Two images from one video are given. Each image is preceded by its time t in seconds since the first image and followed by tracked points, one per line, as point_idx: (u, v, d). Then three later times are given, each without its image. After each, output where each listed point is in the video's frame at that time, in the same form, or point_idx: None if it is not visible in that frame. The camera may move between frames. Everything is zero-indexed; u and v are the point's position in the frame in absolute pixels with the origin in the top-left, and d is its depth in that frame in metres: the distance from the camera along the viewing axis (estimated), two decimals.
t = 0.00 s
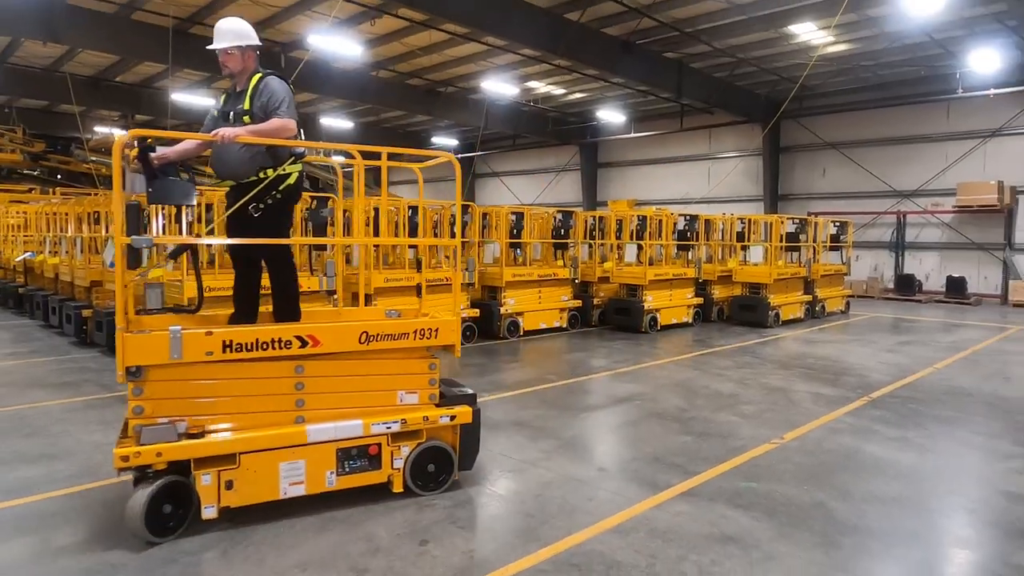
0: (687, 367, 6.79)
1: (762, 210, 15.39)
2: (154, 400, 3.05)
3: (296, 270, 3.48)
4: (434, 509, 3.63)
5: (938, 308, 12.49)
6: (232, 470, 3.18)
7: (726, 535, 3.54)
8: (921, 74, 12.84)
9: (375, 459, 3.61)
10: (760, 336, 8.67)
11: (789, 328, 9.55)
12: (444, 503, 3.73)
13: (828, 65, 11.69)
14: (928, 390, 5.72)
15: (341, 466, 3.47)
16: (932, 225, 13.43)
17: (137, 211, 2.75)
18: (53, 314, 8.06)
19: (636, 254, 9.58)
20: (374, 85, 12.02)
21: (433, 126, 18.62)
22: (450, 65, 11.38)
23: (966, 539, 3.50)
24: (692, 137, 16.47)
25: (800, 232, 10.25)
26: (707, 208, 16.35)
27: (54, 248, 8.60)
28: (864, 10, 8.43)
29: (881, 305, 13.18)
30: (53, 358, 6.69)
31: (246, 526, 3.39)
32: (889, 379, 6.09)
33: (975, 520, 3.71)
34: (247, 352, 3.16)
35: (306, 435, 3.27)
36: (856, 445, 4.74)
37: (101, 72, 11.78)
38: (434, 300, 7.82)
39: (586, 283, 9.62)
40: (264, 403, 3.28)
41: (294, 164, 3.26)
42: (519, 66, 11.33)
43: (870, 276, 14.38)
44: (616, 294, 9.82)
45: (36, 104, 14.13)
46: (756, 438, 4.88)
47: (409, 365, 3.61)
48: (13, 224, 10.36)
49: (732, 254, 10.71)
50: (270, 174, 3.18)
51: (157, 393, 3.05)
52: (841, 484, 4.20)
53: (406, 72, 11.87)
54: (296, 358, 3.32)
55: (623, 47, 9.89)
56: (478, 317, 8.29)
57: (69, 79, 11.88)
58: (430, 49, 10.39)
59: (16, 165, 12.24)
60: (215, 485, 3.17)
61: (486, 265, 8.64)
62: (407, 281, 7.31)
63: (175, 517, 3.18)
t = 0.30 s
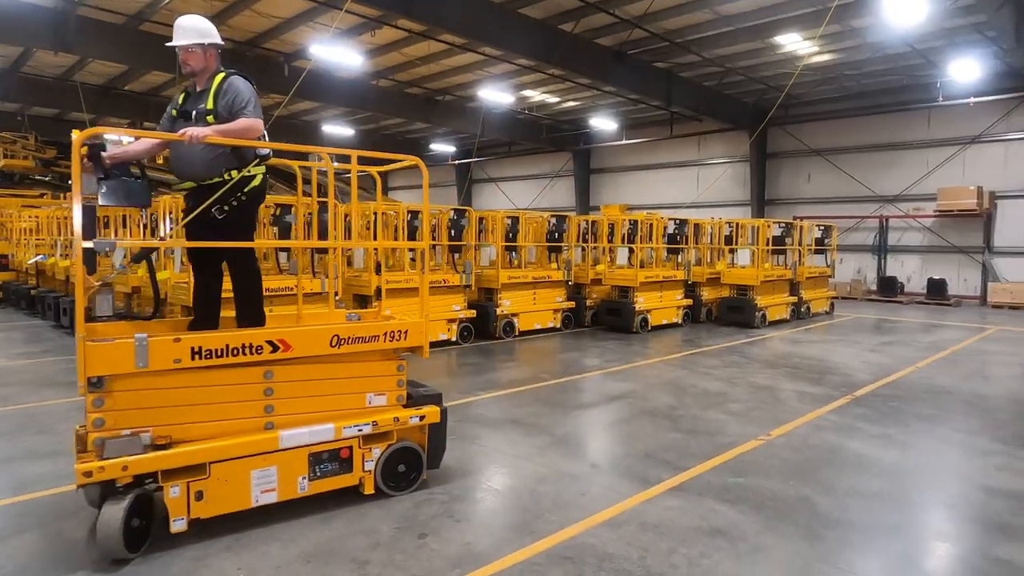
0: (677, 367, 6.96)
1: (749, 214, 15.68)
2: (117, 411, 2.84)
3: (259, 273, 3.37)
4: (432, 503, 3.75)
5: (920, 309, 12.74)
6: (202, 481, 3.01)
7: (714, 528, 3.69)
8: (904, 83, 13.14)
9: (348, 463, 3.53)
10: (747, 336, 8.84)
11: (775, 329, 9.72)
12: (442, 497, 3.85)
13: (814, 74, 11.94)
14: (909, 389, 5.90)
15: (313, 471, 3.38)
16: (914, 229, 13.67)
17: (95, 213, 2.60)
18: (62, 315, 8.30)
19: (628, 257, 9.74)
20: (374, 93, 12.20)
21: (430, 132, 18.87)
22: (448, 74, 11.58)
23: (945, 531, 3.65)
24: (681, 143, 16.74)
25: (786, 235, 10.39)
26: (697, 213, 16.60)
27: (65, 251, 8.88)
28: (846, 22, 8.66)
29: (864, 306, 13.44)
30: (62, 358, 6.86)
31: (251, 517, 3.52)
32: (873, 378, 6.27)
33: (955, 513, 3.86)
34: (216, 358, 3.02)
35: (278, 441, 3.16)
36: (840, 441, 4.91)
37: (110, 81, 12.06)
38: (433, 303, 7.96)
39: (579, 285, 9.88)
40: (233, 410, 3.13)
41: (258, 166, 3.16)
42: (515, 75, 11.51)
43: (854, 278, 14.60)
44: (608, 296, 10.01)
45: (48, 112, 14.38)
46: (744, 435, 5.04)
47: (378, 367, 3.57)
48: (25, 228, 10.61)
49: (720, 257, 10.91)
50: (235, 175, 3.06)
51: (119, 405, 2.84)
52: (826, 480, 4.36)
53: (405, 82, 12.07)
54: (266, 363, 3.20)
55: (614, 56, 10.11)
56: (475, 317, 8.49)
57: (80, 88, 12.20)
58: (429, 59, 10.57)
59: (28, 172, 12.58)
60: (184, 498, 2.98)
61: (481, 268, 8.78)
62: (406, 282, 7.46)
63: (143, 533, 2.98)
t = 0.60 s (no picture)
0: (667, 365, 7.15)
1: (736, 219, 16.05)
2: (103, 423, 2.69)
3: (237, 275, 3.31)
4: (430, 498, 3.91)
5: (901, 310, 12.99)
6: (193, 491, 2.91)
7: (703, 522, 3.83)
8: (886, 92, 13.47)
9: (333, 465, 3.52)
10: (734, 336, 9.05)
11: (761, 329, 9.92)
12: (440, 492, 4.01)
13: (799, 83, 12.22)
14: (891, 387, 6.10)
15: (301, 475, 3.34)
16: (895, 233, 13.96)
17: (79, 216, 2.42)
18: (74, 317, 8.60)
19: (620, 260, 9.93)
20: (374, 101, 12.42)
21: (428, 139, 19.21)
22: (445, 83, 11.80)
23: (925, 525, 3.79)
24: (671, 150, 17.10)
25: (772, 238, 10.55)
26: (687, 218, 16.94)
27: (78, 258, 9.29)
28: (830, 33, 8.90)
29: (847, 307, 13.75)
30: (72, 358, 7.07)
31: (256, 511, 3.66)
32: (856, 377, 6.47)
33: (936, 508, 4.01)
34: (205, 364, 2.92)
35: (268, 446, 3.11)
36: (825, 438, 5.08)
37: (118, 90, 12.34)
38: (430, 305, 8.12)
39: (572, 286, 9.97)
40: (219, 417, 3.05)
41: (238, 168, 3.09)
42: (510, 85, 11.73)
43: (837, 280, 14.96)
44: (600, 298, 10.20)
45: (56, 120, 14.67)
46: (731, 432, 5.22)
47: (358, 368, 3.58)
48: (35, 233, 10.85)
49: (707, 260, 11.15)
50: (216, 177, 2.99)
51: (104, 416, 2.69)
52: (811, 475, 4.51)
53: (404, 91, 12.30)
54: (253, 368, 3.13)
55: (606, 66, 10.32)
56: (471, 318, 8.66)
57: (90, 96, 12.47)
58: (428, 68, 10.78)
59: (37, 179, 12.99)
60: (175, 510, 2.87)
61: (477, 270, 8.95)
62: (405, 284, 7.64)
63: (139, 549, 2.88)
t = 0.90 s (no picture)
0: (658, 364, 7.36)
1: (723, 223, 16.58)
2: (104, 434, 2.55)
3: (230, 275, 3.20)
4: (428, 492, 4.08)
5: (882, 311, 13.43)
6: (199, 500, 2.82)
7: (691, 515, 3.98)
8: (868, 101, 13.94)
9: (327, 466, 3.54)
10: (722, 336, 9.35)
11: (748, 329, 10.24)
12: (438, 487, 4.17)
13: (784, 91, 12.63)
14: (872, 385, 6.33)
15: (299, 477, 3.33)
16: (876, 237, 14.47)
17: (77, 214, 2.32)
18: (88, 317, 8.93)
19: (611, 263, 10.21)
20: (375, 110, 12.68)
21: (427, 147, 19.63)
22: (443, 93, 12.07)
23: (905, 518, 3.94)
24: (661, 157, 17.57)
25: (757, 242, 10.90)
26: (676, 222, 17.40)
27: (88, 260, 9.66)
28: (814, 44, 9.24)
29: (830, 308, 14.26)
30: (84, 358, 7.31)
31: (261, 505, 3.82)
32: (839, 375, 6.70)
33: (915, 502, 4.17)
34: (211, 370, 2.81)
35: (269, 450, 3.08)
36: (809, 434, 5.27)
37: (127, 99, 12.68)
38: (429, 306, 8.32)
39: (565, 288, 10.39)
40: (217, 423, 2.97)
41: (232, 170, 3.01)
42: (506, 94, 12.02)
43: (821, 282, 15.56)
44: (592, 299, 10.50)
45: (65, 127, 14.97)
46: (718, 428, 5.41)
47: (346, 369, 3.62)
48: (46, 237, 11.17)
49: (695, 263, 11.50)
50: (213, 180, 2.91)
51: (105, 427, 2.55)
52: (795, 470, 4.68)
53: (404, 100, 12.57)
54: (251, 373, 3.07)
55: (598, 76, 10.63)
56: (468, 318, 8.89)
57: (100, 105, 12.73)
58: (426, 78, 11.02)
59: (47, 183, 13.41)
60: (182, 520, 2.77)
61: (474, 273, 9.16)
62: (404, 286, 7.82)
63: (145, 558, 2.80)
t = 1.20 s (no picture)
0: (649, 364, 7.61)
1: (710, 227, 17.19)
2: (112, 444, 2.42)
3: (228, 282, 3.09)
4: (426, 487, 4.23)
5: (864, 312, 13.84)
6: (212, 507, 2.77)
7: (679, 508, 4.13)
8: (848, 110, 14.55)
9: (322, 466, 3.59)
10: (709, 336, 9.71)
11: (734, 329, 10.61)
12: (436, 482, 4.33)
13: (769, 101, 13.23)
14: (853, 383, 6.59)
15: (299, 479, 3.35)
16: (858, 241, 14.97)
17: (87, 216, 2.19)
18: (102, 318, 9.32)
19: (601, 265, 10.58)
20: (375, 118, 12.97)
21: (426, 155, 20.14)
22: (440, 102, 12.35)
23: (885, 511, 4.09)
24: (650, 163, 18.28)
25: (742, 246, 11.38)
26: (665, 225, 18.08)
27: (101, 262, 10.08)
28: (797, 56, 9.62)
29: (813, 309, 14.76)
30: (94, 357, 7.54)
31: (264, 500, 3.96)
32: (821, 373, 6.98)
33: (895, 495, 4.32)
34: (221, 376, 2.76)
35: (276, 453, 3.08)
36: (793, 431, 5.47)
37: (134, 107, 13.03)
38: (427, 307, 8.52)
39: (558, 290, 10.55)
40: (221, 429, 2.92)
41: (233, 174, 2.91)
42: (501, 103, 12.34)
43: (804, 284, 16.06)
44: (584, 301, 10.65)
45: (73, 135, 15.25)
46: (706, 424, 5.62)
47: (337, 370, 3.67)
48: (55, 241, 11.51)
49: (684, 266, 11.87)
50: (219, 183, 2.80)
51: (114, 437, 2.42)
52: (780, 465, 4.85)
53: (402, 108, 12.85)
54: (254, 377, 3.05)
55: (591, 85, 10.91)
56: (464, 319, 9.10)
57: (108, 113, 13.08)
58: (425, 88, 11.31)
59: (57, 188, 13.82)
60: (195, 528, 2.71)
61: (470, 274, 9.34)
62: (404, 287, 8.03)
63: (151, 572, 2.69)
